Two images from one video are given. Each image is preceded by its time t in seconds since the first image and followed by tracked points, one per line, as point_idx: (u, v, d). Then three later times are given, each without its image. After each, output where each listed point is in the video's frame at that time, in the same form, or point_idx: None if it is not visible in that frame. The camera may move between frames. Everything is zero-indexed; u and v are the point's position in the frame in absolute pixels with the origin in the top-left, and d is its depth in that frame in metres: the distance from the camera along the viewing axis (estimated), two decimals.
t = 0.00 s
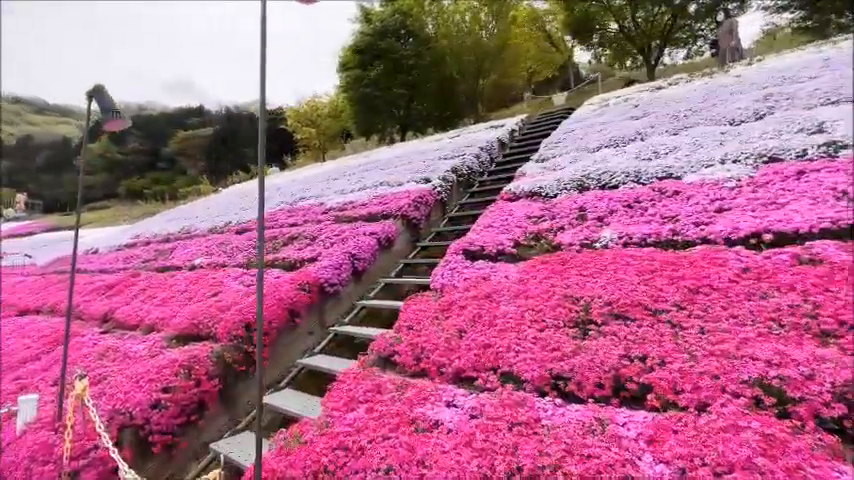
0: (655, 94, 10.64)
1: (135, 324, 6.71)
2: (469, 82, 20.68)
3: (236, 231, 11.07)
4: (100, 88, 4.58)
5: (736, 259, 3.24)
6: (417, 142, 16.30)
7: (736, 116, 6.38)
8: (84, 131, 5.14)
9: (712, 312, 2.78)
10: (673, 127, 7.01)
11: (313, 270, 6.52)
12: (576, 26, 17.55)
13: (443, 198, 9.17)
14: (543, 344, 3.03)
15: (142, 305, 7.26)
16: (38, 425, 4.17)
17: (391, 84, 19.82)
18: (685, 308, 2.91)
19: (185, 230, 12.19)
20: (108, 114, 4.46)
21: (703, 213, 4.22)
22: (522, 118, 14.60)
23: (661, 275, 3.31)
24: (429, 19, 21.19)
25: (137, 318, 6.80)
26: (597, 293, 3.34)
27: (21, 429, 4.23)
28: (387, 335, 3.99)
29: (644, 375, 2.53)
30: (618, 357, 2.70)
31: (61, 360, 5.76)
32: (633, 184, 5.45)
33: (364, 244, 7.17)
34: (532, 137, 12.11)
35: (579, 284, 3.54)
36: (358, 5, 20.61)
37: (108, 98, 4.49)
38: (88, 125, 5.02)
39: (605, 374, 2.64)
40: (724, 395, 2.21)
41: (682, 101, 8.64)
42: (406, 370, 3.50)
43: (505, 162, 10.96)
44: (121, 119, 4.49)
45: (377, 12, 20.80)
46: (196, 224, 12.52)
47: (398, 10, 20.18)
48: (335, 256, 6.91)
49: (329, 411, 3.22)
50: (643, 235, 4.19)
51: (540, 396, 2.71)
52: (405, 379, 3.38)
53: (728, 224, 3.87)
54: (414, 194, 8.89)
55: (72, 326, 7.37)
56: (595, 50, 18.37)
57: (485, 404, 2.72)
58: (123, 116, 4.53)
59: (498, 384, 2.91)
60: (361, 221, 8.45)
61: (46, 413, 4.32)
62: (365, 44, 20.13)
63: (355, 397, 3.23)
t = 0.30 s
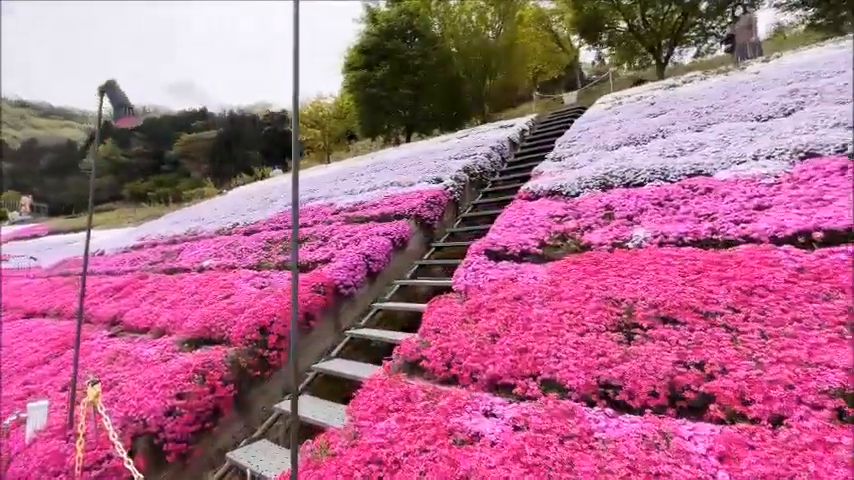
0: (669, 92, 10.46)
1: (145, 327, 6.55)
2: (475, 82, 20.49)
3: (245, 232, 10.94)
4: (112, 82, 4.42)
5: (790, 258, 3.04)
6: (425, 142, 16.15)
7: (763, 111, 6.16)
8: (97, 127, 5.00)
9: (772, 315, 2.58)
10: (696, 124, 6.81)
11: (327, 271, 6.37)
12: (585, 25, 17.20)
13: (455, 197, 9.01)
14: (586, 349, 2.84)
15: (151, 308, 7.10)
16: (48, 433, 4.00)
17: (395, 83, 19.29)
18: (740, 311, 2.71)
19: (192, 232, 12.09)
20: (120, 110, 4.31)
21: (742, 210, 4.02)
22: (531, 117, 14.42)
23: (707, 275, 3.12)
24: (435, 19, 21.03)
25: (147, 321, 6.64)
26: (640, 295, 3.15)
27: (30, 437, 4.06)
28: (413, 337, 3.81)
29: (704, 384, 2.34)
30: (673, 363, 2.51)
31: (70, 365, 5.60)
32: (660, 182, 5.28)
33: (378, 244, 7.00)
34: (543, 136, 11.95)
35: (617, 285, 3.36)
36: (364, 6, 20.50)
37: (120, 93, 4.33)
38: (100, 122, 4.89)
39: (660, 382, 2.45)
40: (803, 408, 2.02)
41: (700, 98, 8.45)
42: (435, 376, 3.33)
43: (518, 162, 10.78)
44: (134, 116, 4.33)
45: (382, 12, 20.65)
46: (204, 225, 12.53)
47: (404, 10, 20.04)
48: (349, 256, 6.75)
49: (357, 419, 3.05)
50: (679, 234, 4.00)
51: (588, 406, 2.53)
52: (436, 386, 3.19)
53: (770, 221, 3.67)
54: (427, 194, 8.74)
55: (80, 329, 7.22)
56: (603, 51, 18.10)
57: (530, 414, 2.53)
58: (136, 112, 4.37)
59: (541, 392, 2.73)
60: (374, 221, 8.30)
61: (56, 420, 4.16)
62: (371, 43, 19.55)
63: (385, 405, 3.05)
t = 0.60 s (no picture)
0: (686, 88, 10.20)
1: (154, 331, 6.37)
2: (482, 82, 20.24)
3: (253, 234, 10.77)
4: (121, 77, 4.22)
5: None
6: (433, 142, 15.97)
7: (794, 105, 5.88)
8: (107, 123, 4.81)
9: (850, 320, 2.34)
10: (723, 119, 6.56)
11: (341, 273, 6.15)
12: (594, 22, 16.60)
13: (469, 197, 8.81)
14: (637, 358, 2.61)
15: (159, 312, 6.92)
16: (55, 445, 3.81)
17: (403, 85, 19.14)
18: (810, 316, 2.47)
19: (199, 234, 11.96)
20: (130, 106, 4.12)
21: (788, 207, 3.78)
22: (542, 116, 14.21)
23: (764, 277, 2.87)
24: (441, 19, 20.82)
25: (156, 325, 6.45)
26: (691, 298, 2.91)
27: (37, 448, 3.87)
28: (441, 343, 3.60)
29: (779, 398, 2.12)
30: (739, 375, 2.29)
31: (78, 371, 5.41)
32: (690, 179, 5.05)
33: (393, 246, 6.79)
34: (556, 135, 11.72)
35: (663, 288, 3.12)
36: (370, 6, 20.35)
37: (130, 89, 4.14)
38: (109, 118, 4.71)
39: (727, 396, 2.22)
40: None
41: (723, 94, 8.17)
42: (467, 386, 3.10)
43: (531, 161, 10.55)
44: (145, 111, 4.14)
45: (388, 12, 20.50)
46: (211, 227, 12.39)
47: (410, 9, 19.83)
48: (363, 258, 6.54)
49: (386, 433, 2.84)
50: (721, 233, 3.77)
51: (647, 421, 2.30)
52: (470, 397, 2.99)
53: (823, 217, 3.38)
54: (440, 194, 8.53)
55: (86, 333, 7.05)
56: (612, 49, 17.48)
57: (582, 430, 2.32)
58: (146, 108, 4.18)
59: (590, 406, 2.50)
60: (386, 222, 8.09)
61: (65, 430, 3.97)
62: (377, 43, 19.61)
63: (416, 418, 2.85)
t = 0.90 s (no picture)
0: (706, 83, 9.96)
1: (168, 335, 6.24)
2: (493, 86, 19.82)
3: (263, 236, 10.64)
4: (139, 71, 4.07)
5: None
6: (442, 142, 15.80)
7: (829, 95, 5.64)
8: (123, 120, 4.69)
9: None
10: (754, 113, 6.33)
11: (359, 275, 5.96)
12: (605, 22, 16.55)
13: (485, 197, 8.61)
14: (701, 367, 2.41)
15: (173, 315, 6.79)
16: (72, 456, 3.67)
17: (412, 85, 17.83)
18: None
19: (210, 235, 11.87)
20: (148, 102, 3.99)
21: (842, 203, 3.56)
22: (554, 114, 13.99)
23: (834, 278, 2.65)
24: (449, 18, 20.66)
25: (170, 328, 6.32)
26: (753, 301, 2.70)
27: (54, 458, 3.74)
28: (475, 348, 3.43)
29: None
30: (823, 386, 2.08)
31: (93, 376, 5.29)
32: (725, 175, 4.84)
33: (411, 247, 6.60)
34: (570, 133, 11.51)
35: (719, 289, 2.92)
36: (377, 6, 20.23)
37: (148, 84, 4.01)
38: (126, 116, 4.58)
39: (813, 410, 2.01)
40: None
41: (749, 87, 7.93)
42: (509, 394, 2.92)
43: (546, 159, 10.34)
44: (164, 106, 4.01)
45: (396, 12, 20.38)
46: (221, 229, 12.35)
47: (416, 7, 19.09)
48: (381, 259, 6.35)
49: (426, 446, 2.66)
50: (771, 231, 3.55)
51: (720, 435, 2.12)
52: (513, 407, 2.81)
53: None
54: (456, 193, 8.35)
55: (99, 336, 6.94)
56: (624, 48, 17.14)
57: (648, 446, 2.12)
58: (165, 103, 4.06)
59: (652, 419, 2.31)
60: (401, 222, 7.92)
61: (81, 440, 3.83)
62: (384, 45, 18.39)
63: (458, 429, 2.66)
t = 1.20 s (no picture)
0: (730, 77, 9.66)
1: (188, 336, 6.13)
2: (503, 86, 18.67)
3: (277, 236, 10.52)
4: (164, 63, 3.98)
5: None
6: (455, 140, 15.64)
7: None
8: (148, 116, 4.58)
9: None
10: (790, 105, 6.06)
11: (383, 274, 5.80)
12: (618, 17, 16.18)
13: (505, 194, 8.43)
14: (784, 369, 2.23)
15: (191, 315, 6.68)
16: (101, 462, 3.54)
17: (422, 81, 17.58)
18: None
19: (223, 235, 11.76)
20: (173, 94, 3.85)
21: None
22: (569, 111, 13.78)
23: None
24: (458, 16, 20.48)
25: (190, 329, 6.20)
26: (830, 297, 2.50)
27: (81, 464, 3.62)
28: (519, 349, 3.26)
29: None
30: None
31: (114, 378, 5.17)
32: (768, 168, 4.59)
33: (434, 244, 6.43)
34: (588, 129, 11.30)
35: (789, 286, 2.73)
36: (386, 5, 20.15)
37: (173, 76, 3.89)
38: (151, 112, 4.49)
39: None
40: None
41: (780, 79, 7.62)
42: (563, 398, 2.75)
43: (565, 155, 10.14)
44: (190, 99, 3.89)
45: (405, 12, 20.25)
46: (233, 229, 12.26)
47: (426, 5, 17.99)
48: (404, 257, 6.17)
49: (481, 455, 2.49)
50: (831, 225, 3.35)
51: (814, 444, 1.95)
52: (569, 411, 2.64)
53: None
54: (476, 191, 8.18)
55: (117, 338, 6.83)
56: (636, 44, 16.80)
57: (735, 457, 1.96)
58: (190, 96, 3.92)
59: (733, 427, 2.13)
60: (421, 220, 7.76)
61: (109, 445, 3.71)
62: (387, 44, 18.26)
63: (516, 436, 2.49)
